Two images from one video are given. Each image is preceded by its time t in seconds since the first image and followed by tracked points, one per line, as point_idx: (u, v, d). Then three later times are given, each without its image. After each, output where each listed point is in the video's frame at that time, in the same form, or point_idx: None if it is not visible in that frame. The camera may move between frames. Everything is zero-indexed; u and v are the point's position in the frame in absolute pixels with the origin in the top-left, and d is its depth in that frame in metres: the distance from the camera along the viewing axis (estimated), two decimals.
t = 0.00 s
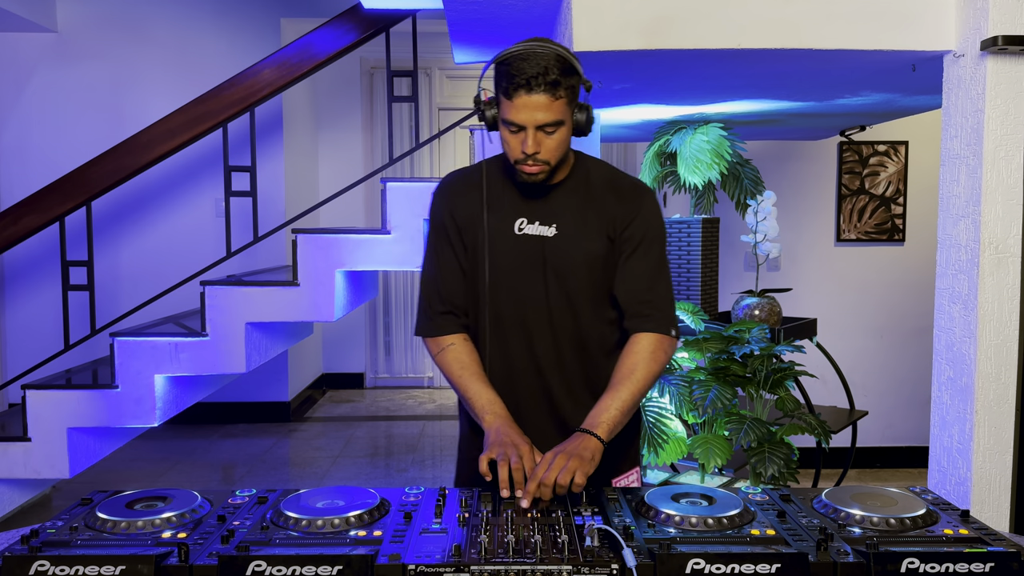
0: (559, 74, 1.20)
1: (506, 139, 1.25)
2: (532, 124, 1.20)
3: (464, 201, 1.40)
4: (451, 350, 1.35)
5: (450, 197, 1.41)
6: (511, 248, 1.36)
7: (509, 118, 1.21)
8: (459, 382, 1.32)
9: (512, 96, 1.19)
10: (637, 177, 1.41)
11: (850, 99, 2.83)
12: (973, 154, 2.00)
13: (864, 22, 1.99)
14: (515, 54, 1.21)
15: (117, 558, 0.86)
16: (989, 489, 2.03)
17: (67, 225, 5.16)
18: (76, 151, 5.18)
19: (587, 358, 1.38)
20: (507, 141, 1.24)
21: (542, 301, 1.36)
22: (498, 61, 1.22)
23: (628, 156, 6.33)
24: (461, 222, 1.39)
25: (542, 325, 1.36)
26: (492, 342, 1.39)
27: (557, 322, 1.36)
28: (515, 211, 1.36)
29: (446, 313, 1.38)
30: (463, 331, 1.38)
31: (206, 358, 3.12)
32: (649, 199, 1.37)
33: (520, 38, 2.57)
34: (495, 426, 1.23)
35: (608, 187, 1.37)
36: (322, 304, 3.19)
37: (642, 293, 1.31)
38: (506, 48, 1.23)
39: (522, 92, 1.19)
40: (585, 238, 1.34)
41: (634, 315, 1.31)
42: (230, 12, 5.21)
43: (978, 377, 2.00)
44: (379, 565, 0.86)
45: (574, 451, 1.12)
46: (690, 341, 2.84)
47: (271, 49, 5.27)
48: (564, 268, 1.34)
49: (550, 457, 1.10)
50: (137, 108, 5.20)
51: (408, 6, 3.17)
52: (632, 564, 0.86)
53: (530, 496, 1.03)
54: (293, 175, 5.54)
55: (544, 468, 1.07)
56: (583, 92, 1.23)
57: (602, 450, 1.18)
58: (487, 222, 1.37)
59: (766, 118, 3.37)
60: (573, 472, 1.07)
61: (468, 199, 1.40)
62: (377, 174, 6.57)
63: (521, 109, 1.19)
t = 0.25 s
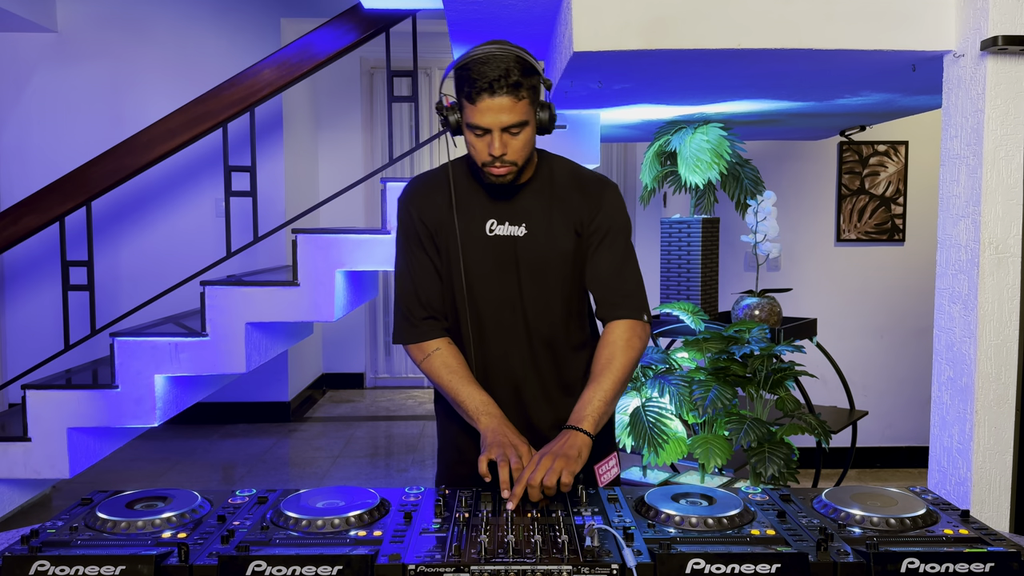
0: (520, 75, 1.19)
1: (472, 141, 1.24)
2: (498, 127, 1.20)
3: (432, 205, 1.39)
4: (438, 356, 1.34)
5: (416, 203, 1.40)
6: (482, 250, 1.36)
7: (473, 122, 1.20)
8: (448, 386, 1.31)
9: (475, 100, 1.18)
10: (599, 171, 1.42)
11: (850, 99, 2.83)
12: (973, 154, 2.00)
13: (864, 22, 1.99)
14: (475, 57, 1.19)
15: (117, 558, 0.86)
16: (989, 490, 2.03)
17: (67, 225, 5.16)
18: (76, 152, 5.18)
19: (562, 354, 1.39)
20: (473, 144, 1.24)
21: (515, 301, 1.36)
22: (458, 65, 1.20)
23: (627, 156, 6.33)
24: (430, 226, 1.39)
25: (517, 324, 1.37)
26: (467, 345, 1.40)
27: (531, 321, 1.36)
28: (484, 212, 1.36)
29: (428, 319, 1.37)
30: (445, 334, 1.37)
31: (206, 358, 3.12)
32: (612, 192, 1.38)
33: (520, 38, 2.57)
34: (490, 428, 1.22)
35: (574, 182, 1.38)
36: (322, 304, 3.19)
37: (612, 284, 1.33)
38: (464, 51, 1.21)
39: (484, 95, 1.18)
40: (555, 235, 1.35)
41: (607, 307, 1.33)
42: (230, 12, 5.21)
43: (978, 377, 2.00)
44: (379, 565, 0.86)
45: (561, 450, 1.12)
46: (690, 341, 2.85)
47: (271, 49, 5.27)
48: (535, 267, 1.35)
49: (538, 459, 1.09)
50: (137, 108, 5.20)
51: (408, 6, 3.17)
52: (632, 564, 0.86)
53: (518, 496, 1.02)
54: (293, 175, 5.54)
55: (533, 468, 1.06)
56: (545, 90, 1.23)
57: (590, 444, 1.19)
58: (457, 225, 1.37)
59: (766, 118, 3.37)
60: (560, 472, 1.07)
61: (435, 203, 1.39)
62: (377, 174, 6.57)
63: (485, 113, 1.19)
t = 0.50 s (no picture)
0: (494, 76, 1.20)
1: (453, 145, 1.25)
2: (476, 129, 1.20)
3: (419, 209, 1.39)
4: (434, 358, 1.34)
5: (403, 207, 1.40)
6: (471, 251, 1.36)
7: (452, 125, 1.20)
8: (445, 388, 1.31)
9: (451, 103, 1.19)
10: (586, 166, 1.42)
11: (850, 99, 2.83)
12: (973, 154, 2.00)
13: (864, 22, 1.99)
14: (450, 61, 1.20)
15: (117, 558, 0.86)
16: (989, 490, 2.03)
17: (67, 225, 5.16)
18: (76, 152, 5.18)
19: (553, 352, 1.39)
20: (454, 147, 1.24)
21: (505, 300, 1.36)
22: (433, 70, 1.21)
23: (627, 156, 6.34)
24: (417, 230, 1.39)
25: (507, 324, 1.37)
26: (459, 347, 1.40)
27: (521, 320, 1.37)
28: (471, 214, 1.36)
29: (424, 322, 1.37)
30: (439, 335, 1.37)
31: (206, 358, 3.12)
32: (599, 188, 1.38)
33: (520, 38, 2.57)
34: (488, 428, 1.22)
35: (560, 179, 1.38)
36: (322, 304, 3.19)
37: (605, 279, 1.32)
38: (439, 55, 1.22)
39: (460, 98, 1.19)
40: (543, 234, 1.35)
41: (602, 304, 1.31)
42: (230, 12, 5.21)
43: (978, 377, 2.00)
44: (379, 565, 0.86)
45: (558, 452, 1.11)
46: (690, 341, 2.86)
47: (271, 49, 5.27)
48: (523, 266, 1.35)
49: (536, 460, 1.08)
50: (137, 108, 5.20)
51: (408, 6, 3.17)
52: (632, 564, 0.86)
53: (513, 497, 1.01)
54: (293, 175, 5.54)
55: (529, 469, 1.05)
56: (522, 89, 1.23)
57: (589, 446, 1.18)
58: (444, 228, 1.37)
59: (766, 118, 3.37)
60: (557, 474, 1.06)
61: (421, 207, 1.39)
62: (377, 174, 6.57)
63: (462, 115, 1.19)
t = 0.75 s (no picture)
0: (493, 76, 1.19)
1: (454, 146, 1.25)
2: (475, 130, 1.20)
3: (425, 210, 1.40)
4: (437, 358, 1.35)
5: (409, 208, 1.42)
6: (474, 252, 1.37)
7: (452, 126, 1.21)
8: (447, 387, 1.32)
9: (450, 105, 1.19)
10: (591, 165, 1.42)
11: (850, 100, 2.83)
12: (973, 154, 2.00)
13: (864, 22, 1.99)
14: (449, 62, 1.20)
15: (117, 558, 0.86)
16: (989, 490, 2.03)
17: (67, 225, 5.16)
18: (76, 152, 5.18)
19: (557, 352, 1.39)
20: (455, 148, 1.25)
21: (508, 300, 1.36)
22: (433, 71, 1.21)
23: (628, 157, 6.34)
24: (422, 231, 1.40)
25: (511, 324, 1.37)
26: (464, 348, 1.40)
27: (524, 320, 1.36)
28: (474, 214, 1.36)
29: (426, 322, 1.39)
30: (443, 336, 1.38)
31: (206, 358, 3.12)
32: (604, 186, 1.37)
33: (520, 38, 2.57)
34: (489, 427, 1.22)
35: (564, 179, 1.38)
36: (322, 304, 3.19)
37: (609, 279, 1.31)
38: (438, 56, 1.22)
39: (459, 99, 1.19)
40: (545, 233, 1.35)
41: (605, 303, 1.30)
42: (231, 12, 5.22)
43: (978, 377, 2.00)
44: (379, 565, 0.86)
45: (555, 455, 1.11)
46: (690, 341, 2.86)
47: (271, 49, 5.27)
48: (526, 266, 1.35)
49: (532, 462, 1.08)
50: (137, 108, 5.20)
51: (408, 6, 3.17)
52: (632, 564, 0.86)
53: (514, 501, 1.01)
54: (293, 175, 5.54)
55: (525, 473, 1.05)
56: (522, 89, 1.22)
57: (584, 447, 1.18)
58: (448, 229, 1.38)
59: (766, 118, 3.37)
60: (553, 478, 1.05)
61: (426, 209, 1.40)
62: (377, 174, 6.57)
63: (462, 117, 1.19)
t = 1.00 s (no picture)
0: (516, 83, 1.19)
1: (482, 153, 1.26)
2: (500, 136, 1.20)
3: (456, 209, 1.42)
4: (454, 354, 1.37)
5: (443, 207, 1.43)
6: (502, 251, 1.37)
7: (477, 134, 1.21)
8: (460, 383, 1.33)
9: (474, 113, 1.19)
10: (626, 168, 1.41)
11: (850, 99, 2.83)
12: (973, 154, 2.00)
13: (864, 22, 1.99)
14: (474, 69, 1.21)
15: (117, 558, 0.86)
16: (989, 489, 2.03)
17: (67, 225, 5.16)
18: (76, 152, 5.19)
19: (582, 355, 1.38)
20: (483, 155, 1.25)
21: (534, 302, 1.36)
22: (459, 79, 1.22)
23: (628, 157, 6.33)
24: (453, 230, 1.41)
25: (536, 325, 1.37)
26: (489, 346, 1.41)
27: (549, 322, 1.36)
28: (504, 214, 1.37)
29: (449, 319, 1.40)
30: (465, 333, 1.39)
31: (206, 358, 3.12)
32: (638, 190, 1.36)
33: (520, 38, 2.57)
34: (496, 425, 1.22)
35: (597, 181, 1.37)
36: (322, 304, 3.19)
37: (636, 286, 1.29)
38: (463, 64, 1.23)
39: (483, 107, 1.19)
40: (573, 235, 1.34)
41: (631, 308, 1.29)
42: (230, 11, 5.22)
43: (977, 377, 2.00)
44: (379, 565, 0.86)
45: (557, 426, 1.11)
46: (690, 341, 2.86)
47: (271, 49, 5.27)
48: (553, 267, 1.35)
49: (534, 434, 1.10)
50: (137, 108, 5.20)
51: (408, 6, 3.17)
52: (632, 563, 0.87)
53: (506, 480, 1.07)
54: (293, 176, 5.54)
55: (529, 446, 1.08)
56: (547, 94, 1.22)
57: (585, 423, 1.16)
58: (477, 228, 1.39)
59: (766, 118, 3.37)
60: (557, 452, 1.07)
61: (458, 208, 1.42)
62: (377, 174, 6.57)
63: (486, 124, 1.20)
